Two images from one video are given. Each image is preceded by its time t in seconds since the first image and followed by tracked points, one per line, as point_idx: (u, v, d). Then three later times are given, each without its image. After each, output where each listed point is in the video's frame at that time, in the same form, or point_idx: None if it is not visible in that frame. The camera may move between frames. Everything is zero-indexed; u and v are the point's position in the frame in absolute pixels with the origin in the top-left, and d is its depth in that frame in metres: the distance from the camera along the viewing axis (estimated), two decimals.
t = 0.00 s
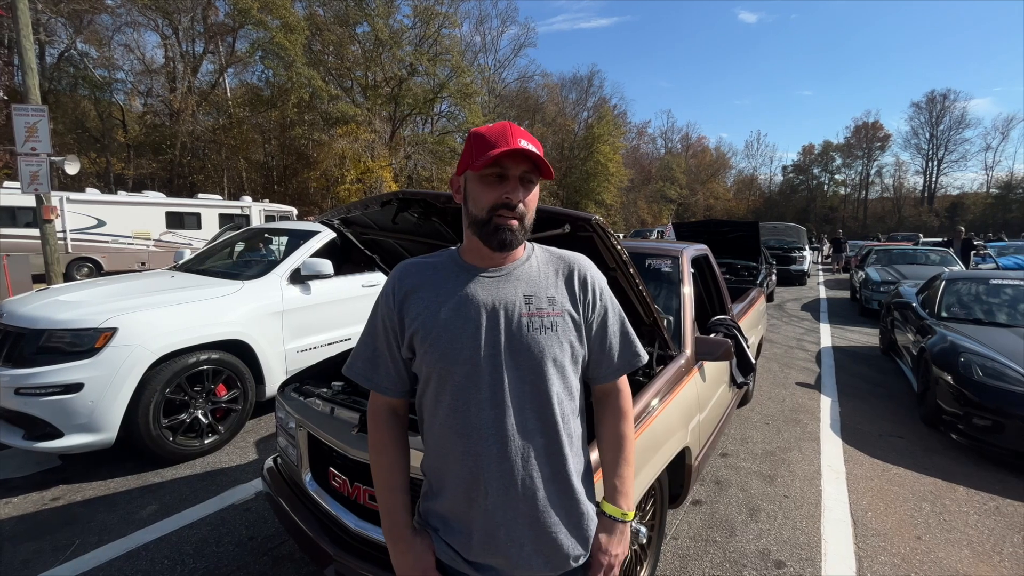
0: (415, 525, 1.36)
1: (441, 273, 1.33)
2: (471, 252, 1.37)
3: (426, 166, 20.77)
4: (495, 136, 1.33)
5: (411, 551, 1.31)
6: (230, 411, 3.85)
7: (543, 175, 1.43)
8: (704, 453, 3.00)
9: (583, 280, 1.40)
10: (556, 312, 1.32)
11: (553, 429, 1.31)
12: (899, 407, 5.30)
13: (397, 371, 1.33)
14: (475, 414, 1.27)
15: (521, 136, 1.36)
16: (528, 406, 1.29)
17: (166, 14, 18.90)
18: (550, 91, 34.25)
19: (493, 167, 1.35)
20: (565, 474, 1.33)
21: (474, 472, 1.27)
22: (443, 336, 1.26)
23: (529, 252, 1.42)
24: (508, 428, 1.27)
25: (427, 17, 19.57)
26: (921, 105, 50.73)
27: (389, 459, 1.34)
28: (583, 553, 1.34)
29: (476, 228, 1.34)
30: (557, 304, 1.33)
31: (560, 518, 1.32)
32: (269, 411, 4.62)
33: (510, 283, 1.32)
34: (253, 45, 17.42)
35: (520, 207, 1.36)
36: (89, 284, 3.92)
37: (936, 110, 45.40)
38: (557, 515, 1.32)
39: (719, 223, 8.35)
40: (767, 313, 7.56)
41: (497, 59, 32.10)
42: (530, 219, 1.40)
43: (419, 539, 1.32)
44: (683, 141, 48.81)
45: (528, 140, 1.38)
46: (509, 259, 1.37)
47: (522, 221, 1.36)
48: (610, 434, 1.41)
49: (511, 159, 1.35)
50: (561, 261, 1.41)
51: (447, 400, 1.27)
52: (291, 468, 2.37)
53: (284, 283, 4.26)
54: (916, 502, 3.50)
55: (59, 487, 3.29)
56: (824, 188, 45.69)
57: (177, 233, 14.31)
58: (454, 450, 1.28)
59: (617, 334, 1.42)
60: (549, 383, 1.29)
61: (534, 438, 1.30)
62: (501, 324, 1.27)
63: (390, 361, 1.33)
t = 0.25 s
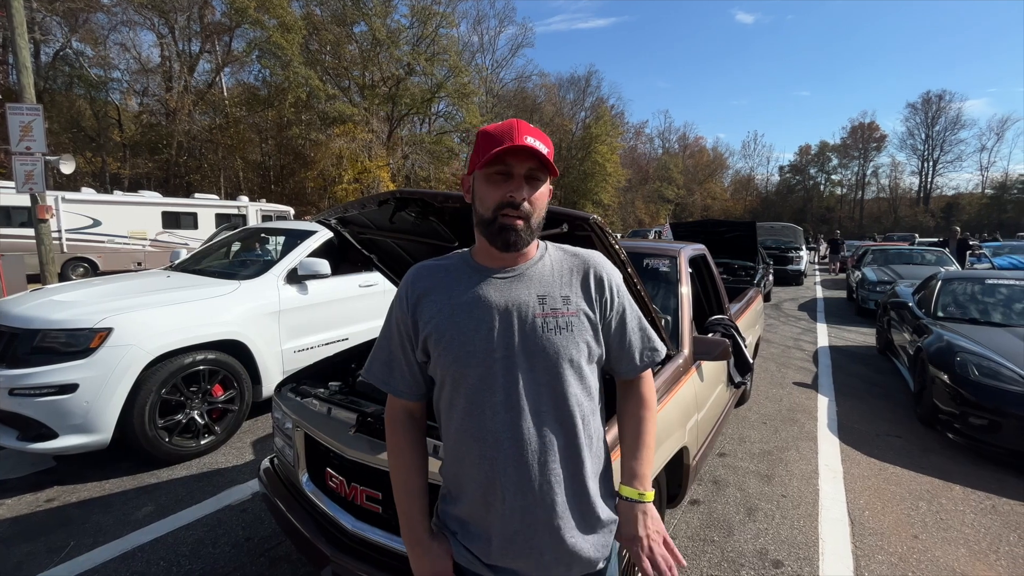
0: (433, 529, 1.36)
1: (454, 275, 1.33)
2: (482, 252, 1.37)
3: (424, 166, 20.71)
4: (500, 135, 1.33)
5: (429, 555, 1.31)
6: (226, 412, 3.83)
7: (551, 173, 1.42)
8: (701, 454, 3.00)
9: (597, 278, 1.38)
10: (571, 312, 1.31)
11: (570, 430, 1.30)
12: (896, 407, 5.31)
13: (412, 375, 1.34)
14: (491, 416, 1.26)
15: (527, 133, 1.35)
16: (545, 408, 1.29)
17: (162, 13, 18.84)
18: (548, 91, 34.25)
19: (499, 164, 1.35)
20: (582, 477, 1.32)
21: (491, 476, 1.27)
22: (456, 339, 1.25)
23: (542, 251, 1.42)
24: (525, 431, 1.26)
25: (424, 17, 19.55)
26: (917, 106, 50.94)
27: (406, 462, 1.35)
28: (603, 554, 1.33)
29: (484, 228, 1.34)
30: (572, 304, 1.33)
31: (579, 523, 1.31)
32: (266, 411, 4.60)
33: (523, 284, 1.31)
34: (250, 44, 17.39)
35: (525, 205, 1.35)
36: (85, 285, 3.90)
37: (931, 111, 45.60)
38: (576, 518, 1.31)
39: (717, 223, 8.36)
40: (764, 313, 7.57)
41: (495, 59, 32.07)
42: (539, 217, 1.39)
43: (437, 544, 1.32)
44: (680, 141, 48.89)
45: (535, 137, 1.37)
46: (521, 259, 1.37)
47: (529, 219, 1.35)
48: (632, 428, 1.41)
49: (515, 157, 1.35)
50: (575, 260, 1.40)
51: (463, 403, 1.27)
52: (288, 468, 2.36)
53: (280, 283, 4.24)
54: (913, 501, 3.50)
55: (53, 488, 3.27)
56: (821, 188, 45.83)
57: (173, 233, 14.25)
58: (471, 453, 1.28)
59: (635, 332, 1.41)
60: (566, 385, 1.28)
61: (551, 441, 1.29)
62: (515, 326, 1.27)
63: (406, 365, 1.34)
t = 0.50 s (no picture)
0: (443, 531, 1.36)
1: (466, 274, 1.32)
2: (495, 251, 1.37)
3: (422, 167, 20.71)
4: (511, 130, 1.33)
5: (439, 556, 1.31)
6: (223, 413, 3.81)
7: (563, 167, 1.41)
8: (699, 454, 2.99)
9: (613, 278, 1.37)
10: (586, 313, 1.30)
11: (583, 433, 1.28)
12: (893, 407, 5.32)
13: (424, 376, 1.34)
14: (503, 418, 1.25)
15: (538, 128, 1.34)
16: (558, 411, 1.27)
17: (159, 12, 18.82)
18: (546, 92, 34.27)
19: (510, 161, 1.35)
20: (595, 481, 1.30)
21: (502, 479, 1.26)
22: (469, 340, 1.25)
23: (556, 250, 1.41)
24: (538, 434, 1.25)
25: (422, 17, 19.52)
26: (913, 107, 51.13)
27: (416, 463, 1.34)
28: (616, 560, 1.32)
29: (496, 225, 1.33)
30: (586, 304, 1.31)
31: (591, 528, 1.30)
32: (263, 412, 4.58)
33: (537, 284, 1.30)
34: (247, 44, 17.36)
35: (537, 199, 1.34)
36: (81, 285, 3.88)
37: (927, 112, 45.80)
38: (588, 523, 1.30)
39: (714, 223, 8.37)
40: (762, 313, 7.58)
41: (493, 60, 32.08)
42: (553, 212, 1.37)
43: (447, 545, 1.32)
44: (678, 142, 48.97)
45: (547, 131, 1.36)
46: (535, 258, 1.36)
47: (543, 215, 1.34)
48: (648, 433, 1.39)
49: (526, 153, 1.35)
50: (590, 259, 1.39)
51: (475, 404, 1.26)
52: (284, 470, 2.34)
53: (277, 283, 4.23)
54: (910, 501, 3.51)
55: (48, 490, 3.25)
56: (817, 189, 45.96)
57: (170, 234, 14.21)
58: (482, 456, 1.27)
59: (650, 335, 1.38)
60: (579, 388, 1.26)
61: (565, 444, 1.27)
62: (529, 326, 1.26)
63: (417, 365, 1.33)
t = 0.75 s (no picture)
0: (439, 533, 1.36)
1: (471, 274, 1.32)
2: (502, 251, 1.36)
3: (420, 168, 20.69)
4: (525, 130, 1.32)
5: (434, 558, 1.30)
6: (219, 415, 3.80)
7: (576, 169, 1.40)
8: (697, 456, 2.99)
9: (620, 287, 1.36)
10: (590, 320, 1.30)
11: (583, 442, 1.27)
12: (890, 408, 5.33)
13: (425, 375, 1.33)
14: (503, 422, 1.24)
15: (553, 128, 1.34)
16: (559, 417, 1.26)
17: (156, 12, 18.78)
18: (544, 93, 34.28)
19: (522, 159, 1.34)
20: (593, 488, 1.29)
21: (501, 484, 1.25)
22: (472, 342, 1.24)
23: (563, 253, 1.40)
24: (538, 439, 1.24)
25: (420, 18, 19.51)
26: (910, 109, 51.32)
27: (414, 463, 1.33)
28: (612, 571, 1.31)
29: (505, 224, 1.32)
30: (592, 311, 1.31)
31: (588, 536, 1.29)
32: (259, 414, 4.56)
33: (543, 287, 1.30)
34: (245, 45, 17.34)
35: (549, 200, 1.33)
36: (78, 286, 3.86)
37: (924, 114, 45.98)
38: (584, 534, 1.28)
39: (712, 225, 8.38)
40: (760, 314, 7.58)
41: (491, 61, 32.09)
42: (564, 214, 1.37)
43: (442, 548, 1.32)
44: (676, 143, 49.05)
45: (561, 132, 1.35)
46: (542, 260, 1.36)
47: (554, 216, 1.33)
48: (645, 454, 1.36)
49: (539, 153, 1.34)
50: (597, 265, 1.39)
51: (475, 407, 1.25)
52: (281, 472, 2.33)
53: (275, 285, 4.21)
54: (908, 502, 3.51)
55: (43, 492, 3.22)
56: (815, 190, 46.07)
57: (166, 235, 14.15)
58: (481, 459, 1.26)
59: (653, 346, 1.37)
60: (581, 395, 1.26)
61: (564, 450, 1.27)
62: (533, 331, 1.25)
63: (419, 364, 1.32)
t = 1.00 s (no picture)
0: (429, 535, 1.35)
1: (468, 275, 1.31)
2: (499, 252, 1.36)
3: (419, 169, 20.69)
4: (526, 132, 1.32)
5: (423, 561, 1.30)
6: (218, 417, 3.79)
7: (575, 173, 1.41)
8: (696, 457, 2.99)
9: (616, 293, 1.36)
10: (586, 325, 1.30)
11: (575, 445, 1.28)
12: (888, 409, 5.33)
13: (418, 377, 1.32)
14: (496, 426, 1.24)
15: (553, 131, 1.34)
16: (552, 421, 1.27)
17: (155, 14, 18.76)
18: (543, 95, 34.31)
19: (522, 162, 1.34)
20: (584, 492, 1.30)
21: (492, 486, 1.25)
22: (467, 344, 1.24)
23: (561, 257, 1.40)
24: (531, 442, 1.24)
25: (418, 20, 19.52)
26: (907, 110, 51.46)
27: (404, 464, 1.33)
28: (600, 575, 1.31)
29: (504, 225, 1.32)
30: (587, 316, 1.31)
31: (578, 539, 1.29)
32: (258, 416, 4.56)
33: (539, 291, 1.30)
34: (244, 46, 17.35)
35: (548, 204, 1.34)
36: (75, 288, 3.84)
37: (921, 115, 46.11)
38: (574, 537, 1.29)
39: (711, 226, 8.39)
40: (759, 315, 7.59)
41: (489, 62, 32.10)
42: (563, 217, 1.37)
43: (431, 549, 1.31)
44: (674, 144, 49.12)
45: (561, 135, 1.35)
46: (539, 264, 1.36)
47: (552, 220, 1.34)
48: (638, 457, 1.37)
49: (540, 157, 1.34)
50: (594, 270, 1.39)
51: (468, 409, 1.25)
52: (279, 474, 2.32)
53: (273, 286, 4.21)
54: (907, 503, 3.51)
55: (40, 495, 3.21)
56: (813, 192, 46.16)
57: (164, 236, 14.09)
58: (473, 461, 1.26)
59: (646, 351, 1.38)
60: (574, 399, 1.26)
61: (556, 453, 1.27)
62: (528, 335, 1.25)
63: (412, 365, 1.31)
